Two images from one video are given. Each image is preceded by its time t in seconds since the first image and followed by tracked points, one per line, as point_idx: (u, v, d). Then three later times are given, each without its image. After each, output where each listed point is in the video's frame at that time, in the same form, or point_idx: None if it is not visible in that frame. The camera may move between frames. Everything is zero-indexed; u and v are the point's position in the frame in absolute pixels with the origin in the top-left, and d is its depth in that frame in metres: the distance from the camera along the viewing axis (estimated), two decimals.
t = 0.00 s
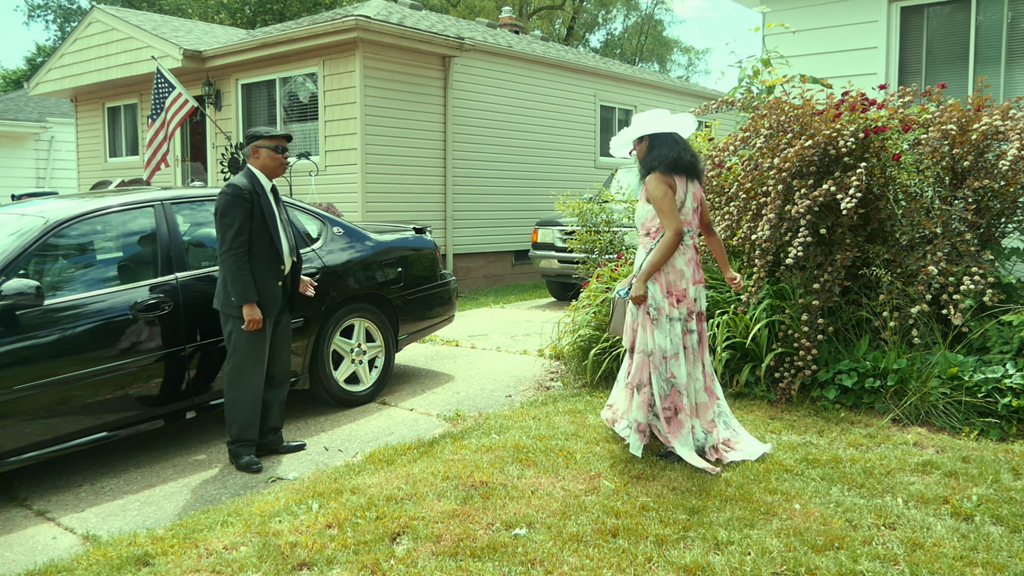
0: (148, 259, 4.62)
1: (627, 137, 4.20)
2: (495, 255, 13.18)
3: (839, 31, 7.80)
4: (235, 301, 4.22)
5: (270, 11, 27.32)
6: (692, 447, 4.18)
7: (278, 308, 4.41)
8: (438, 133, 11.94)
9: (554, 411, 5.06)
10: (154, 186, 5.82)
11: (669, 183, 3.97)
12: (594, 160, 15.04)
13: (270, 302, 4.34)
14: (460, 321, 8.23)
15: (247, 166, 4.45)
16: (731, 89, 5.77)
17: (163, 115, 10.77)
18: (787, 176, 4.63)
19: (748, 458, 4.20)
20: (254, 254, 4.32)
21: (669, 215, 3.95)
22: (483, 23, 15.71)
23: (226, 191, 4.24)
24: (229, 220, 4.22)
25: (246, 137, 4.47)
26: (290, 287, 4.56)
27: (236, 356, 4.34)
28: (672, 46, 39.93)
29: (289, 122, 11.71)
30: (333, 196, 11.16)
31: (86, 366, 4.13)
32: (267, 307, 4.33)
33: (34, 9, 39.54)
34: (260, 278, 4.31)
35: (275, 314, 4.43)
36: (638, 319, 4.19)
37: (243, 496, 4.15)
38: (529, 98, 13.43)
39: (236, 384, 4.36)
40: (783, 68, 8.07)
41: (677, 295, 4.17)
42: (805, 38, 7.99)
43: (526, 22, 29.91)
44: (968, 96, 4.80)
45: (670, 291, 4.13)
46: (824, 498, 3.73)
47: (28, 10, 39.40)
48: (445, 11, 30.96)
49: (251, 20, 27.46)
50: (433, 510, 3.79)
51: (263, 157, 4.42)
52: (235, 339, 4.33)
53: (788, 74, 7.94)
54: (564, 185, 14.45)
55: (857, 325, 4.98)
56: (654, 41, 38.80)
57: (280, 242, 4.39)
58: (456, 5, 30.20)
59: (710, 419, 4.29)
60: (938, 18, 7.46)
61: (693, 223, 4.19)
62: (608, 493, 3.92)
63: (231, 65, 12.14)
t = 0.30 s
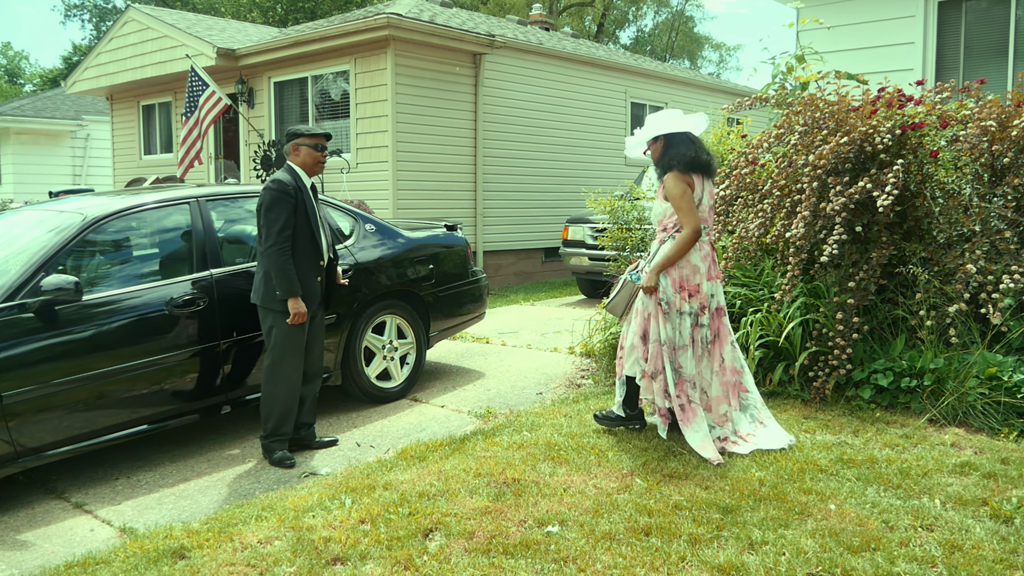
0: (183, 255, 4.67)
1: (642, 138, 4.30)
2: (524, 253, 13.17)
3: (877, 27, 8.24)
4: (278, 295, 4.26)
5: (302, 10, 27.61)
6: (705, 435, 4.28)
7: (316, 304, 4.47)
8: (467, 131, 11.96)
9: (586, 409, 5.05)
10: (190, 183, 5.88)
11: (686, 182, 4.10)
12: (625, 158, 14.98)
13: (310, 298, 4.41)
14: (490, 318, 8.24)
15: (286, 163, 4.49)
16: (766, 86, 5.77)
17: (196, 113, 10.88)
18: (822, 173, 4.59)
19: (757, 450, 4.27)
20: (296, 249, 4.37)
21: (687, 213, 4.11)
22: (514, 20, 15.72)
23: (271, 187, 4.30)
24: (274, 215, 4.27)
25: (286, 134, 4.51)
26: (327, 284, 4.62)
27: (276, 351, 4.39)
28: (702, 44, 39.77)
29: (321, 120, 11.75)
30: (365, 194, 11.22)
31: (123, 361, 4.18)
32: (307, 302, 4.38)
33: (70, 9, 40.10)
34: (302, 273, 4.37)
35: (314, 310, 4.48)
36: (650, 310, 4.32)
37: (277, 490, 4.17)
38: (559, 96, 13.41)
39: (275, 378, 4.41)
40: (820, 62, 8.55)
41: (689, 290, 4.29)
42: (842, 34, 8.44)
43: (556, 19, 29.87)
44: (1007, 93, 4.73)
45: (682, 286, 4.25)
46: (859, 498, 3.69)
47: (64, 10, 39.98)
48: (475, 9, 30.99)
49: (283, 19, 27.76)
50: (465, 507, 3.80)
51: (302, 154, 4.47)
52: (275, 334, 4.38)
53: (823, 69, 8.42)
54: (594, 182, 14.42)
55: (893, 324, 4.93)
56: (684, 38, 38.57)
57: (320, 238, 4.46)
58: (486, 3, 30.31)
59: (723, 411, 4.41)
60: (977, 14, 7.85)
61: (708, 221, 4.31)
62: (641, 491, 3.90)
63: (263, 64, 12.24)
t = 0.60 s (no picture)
0: (210, 254, 4.70)
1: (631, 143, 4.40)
2: (548, 251, 13.15)
3: (904, 24, 8.51)
4: (313, 290, 4.29)
5: (326, 10, 27.72)
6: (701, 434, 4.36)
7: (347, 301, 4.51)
8: (490, 129, 11.95)
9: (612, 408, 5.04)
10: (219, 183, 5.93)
11: (668, 189, 4.18)
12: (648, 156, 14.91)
13: (341, 294, 4.46)
14: (516, 317, 8.24)
15: (321, 160, 4.51)
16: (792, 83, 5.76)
17: (222, 112, 10.97)
18: (850, 170, 4.55)
19: (774, 445, 4.29)
20: (329, 246, 4.41)
21: (671, 219, 4.19)
22: (538, 19, 15.71)
23: (309, 183, 4.33)
24: (312, 210, 4.29)
25: (329, 134, 4.55)
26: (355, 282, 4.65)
27: (307, 347, 4.41)
28: (726, 41, 39.56)
29: (346, 119, 11.78)
30: (390, 192, 11.25)
31: (151, 358, 4.22)
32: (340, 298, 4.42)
33: (97, 9, 40.52)
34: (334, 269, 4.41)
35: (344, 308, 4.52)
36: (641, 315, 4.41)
37: (303, 488, 4.20)
38: (583, 93, 13.38)
39: (306, 374, 4.43)
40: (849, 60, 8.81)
41: (677, 293, 4.36)
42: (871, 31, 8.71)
43: (580, 17, 29.79)
44: None
45: (668, 291, 4.32)
46: (888, 499, 3.65)
47: (92, 10, 40.40)
48: (499, 8, 30.99)
49: (307, 18, 27.98)
50: (491, 505, 3.80)
51: (348, 158, 4.54)
52: (306, 330, 4.40)
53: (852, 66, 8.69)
54: (615, 181, 14.38)
55: (922, 323, 4.89)
56: (710, 36, 38.35)
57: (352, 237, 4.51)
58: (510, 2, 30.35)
59: (731, 411, 4.42)
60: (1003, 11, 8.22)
61: (696, 225, 4.36)
62: (667, 490, 3.88)
63: (289, 63, 12.32)
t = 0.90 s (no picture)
0: (233, 254, 4.73)
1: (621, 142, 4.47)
2: (568, 250, 13.12)
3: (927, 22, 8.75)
4: (341, 286, 4.30)
5: (348, 10, 27.84)
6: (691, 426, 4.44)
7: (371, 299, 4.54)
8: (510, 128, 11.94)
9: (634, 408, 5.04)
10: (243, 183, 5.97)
11: (655, 189, 4.27)
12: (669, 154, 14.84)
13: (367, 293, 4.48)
14: (537, 316, 8.24)
15: (349, 160, 4.54)
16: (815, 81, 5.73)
17: (244, 113, 11.04)
18: (873, 169, 4.52)
19: (766, 438, 4.42)
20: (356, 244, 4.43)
21: (658, 218, 4.28)
22: (559, 18, 15.71)
23: (339, 181, 4.35)
24: (341, 207, 4.32)
25: (358, 135, 4.58)
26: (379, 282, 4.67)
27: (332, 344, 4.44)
28: (748, 40, 39.38)
29: (367, 119, 11.82)
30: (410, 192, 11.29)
31: (174, 357, 4.26)
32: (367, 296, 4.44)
33: (121, 11, 40.87)
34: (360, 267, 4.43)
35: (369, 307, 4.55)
36: (625, 312, 4.52)
37: (325, 487, 4.22)
38: (604, 93, 13.36)
39: (330, 372, 4.46)
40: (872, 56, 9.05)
41: (663, 291, 4.45)
42: (894, 27, 8.94)
43: (600, 16, 29.75)
44: None
45: (655, 288, 4.42)
46: (913, 499, 3.63)
47: (116, 12, 40.78)
48: (519, 8, 31.00)
49: (328, 19, 28.15)
50: (513, 505, 3.80)
51: (375, 160, 4.58)
52: (332, 328, 4.42)
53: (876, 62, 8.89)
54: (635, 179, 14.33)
55: (946, 322, 4.85)
56: (731, 34, 38.16)
57: (377, 236, 4.54)
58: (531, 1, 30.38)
59: (717, 405, 4.50)
60: None
61: (684, 223, 4.45)
62: (689, 490, 3.87)
63: (310, 64, 12.38)
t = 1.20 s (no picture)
0: (252, 254, 4.76)
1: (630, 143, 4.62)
2: (584, 251, 13.11)
3: (948, 22, 8.71)
4: (362, 284, 4.32)
5: (366, 11, 27.89)
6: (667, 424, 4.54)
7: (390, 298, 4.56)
8: (526, 128, 11.93)
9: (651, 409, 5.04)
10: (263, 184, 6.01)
11: (661, 188, 4.39)
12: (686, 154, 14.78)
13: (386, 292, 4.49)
14: (554, 317, 8.24)
15: (367, 160, 4.57)
16: (834, 82, 5.71)
17: (263, 114, 11.10)
18: (893, 169, 4.50)
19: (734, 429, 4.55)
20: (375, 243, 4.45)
21: (661, 216, 4.39)
22: (576, 18, 15.71)
23: (359, 180, 4.37)
24: (361, 205, 4.34)
25: (375, 136, 4.59)
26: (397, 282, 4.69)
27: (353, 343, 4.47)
28: (766, 40, 39.20)
29: (384, 119, 11.86)
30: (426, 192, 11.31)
31: (193, 357, 4.29)
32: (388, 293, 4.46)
33: (142, 12, 41.18)
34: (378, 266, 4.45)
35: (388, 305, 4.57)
36: (626, 309, 4.58)
37: (343, 486, 4.24)
38: (621, 93, 13.34)
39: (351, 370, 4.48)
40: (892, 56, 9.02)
41: (666, 290, 4.54)
42: (913, 26, 8.90)
43: (618, 16, 29.70)
44: None
45: (659, 286, 4.51)
46: (933, 502, 3.60)
47: (137, 13, 41.07)
48: (537, 7, 30.97)
49: (346, 19, 28.28)
50: (530, 505, 3.81)
51: (392, 161, 4.60)
52: (351, 326, 4.44)
53: (896, 62, 8.86)
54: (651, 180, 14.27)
55: (966, 324, 4.82)
56: (749, 34, 37.97)
57: (395, 235, 4.56)
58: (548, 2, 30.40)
59: (690, 406, 4.61)
60: None
61: (688, 223, 4.57)
62: (707, 491, 3.86)
63: (328, 64, 12.43)
